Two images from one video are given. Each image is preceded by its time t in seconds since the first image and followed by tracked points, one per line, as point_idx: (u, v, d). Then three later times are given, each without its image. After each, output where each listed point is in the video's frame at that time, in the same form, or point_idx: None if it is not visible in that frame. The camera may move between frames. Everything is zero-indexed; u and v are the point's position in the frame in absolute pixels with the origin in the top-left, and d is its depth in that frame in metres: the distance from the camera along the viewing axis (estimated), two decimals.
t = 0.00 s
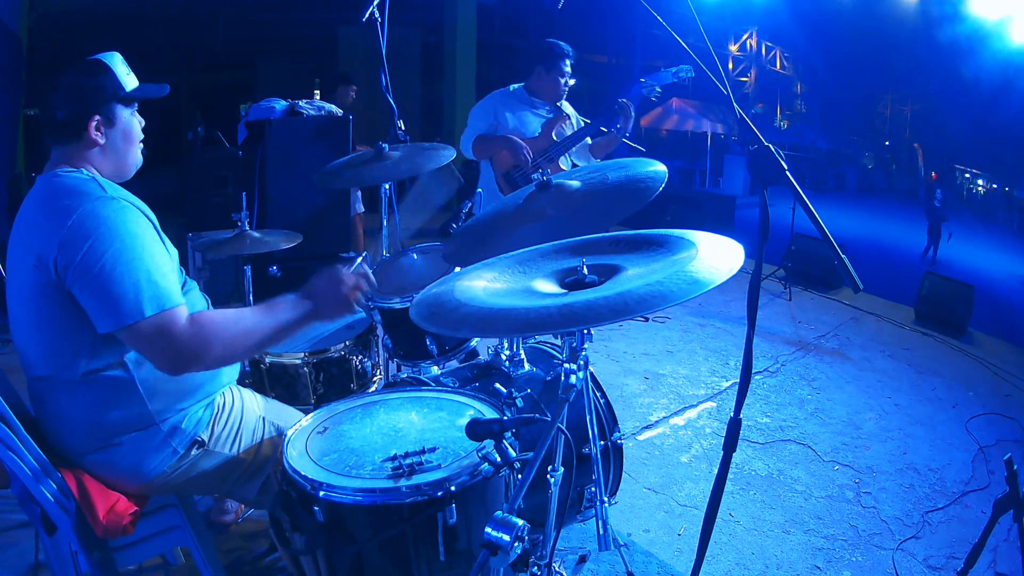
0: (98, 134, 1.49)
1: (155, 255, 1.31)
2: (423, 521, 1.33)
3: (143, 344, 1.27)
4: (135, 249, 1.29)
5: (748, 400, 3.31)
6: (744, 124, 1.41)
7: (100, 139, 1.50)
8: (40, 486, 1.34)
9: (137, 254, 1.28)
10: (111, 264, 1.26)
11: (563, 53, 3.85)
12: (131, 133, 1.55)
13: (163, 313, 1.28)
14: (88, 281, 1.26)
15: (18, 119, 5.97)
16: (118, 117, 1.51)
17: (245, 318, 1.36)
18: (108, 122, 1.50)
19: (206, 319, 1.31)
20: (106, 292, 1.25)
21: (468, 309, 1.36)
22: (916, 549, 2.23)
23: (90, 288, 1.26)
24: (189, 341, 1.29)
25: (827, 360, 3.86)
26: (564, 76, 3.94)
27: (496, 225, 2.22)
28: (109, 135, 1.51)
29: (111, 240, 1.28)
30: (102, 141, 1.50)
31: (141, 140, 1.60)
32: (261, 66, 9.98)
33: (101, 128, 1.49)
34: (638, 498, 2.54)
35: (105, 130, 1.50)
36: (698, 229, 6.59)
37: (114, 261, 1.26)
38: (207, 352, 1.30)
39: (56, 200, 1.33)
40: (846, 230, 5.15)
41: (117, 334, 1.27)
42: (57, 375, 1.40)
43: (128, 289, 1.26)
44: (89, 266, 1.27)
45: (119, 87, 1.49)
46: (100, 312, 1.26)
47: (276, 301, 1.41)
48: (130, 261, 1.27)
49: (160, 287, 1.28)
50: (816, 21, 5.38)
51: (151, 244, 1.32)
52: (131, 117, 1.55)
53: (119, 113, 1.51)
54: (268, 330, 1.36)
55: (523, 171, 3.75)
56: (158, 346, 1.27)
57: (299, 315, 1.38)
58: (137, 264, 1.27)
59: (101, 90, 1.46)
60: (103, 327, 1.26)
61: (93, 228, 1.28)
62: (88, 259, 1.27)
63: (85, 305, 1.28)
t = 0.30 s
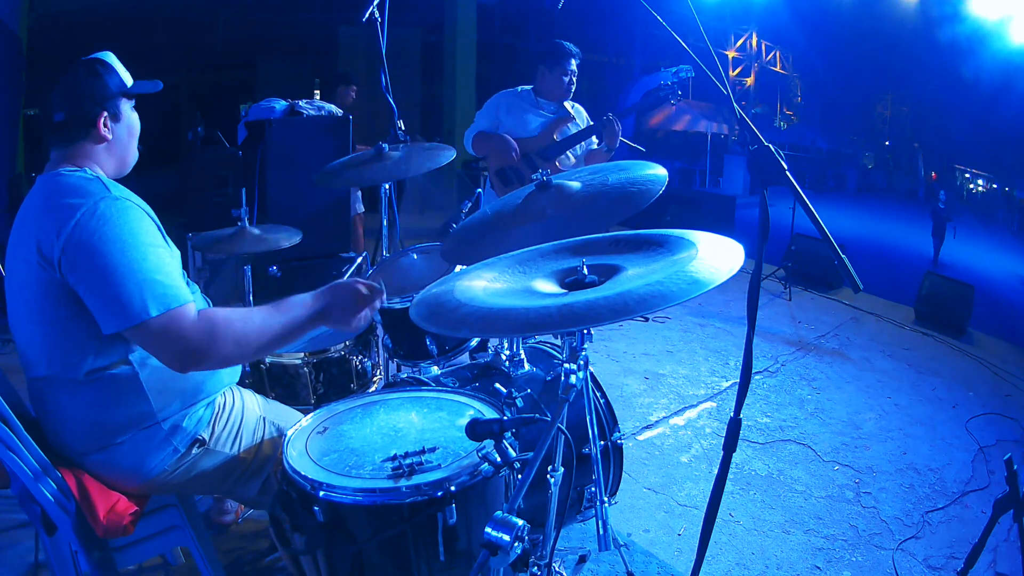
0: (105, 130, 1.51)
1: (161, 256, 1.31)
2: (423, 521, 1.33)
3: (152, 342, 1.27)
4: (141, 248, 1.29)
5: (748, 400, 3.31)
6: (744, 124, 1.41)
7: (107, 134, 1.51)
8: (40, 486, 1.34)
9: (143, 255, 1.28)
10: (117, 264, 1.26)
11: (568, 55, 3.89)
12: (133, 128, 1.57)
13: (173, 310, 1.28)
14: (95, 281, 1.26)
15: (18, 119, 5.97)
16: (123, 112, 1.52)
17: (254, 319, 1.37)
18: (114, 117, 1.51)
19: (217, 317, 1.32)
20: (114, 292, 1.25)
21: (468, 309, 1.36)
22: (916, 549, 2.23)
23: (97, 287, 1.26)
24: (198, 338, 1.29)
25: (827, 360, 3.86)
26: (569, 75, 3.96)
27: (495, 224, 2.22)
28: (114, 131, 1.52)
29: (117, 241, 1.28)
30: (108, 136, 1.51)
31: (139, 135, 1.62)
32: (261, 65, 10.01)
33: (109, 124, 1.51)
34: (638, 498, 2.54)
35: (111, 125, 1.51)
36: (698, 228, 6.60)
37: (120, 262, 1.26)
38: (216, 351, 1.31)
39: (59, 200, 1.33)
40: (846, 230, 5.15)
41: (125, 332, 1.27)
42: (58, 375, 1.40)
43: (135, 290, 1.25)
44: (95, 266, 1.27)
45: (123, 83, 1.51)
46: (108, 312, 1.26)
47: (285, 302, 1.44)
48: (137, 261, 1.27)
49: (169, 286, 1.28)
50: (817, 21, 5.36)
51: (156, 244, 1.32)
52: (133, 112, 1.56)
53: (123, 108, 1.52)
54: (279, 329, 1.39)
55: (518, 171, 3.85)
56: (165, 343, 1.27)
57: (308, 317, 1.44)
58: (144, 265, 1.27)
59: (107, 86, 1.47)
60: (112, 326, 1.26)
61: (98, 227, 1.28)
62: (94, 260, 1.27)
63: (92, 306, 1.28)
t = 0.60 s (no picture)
0: (92, 137, 1.49)
1: (155, 254, 1.31)
2: (423, 521, 1.33)
3: (143, 340, 1.28)
4: (134, 246, 1.29)
5: (748, 400, 3.31)
6: (745, 124, 1.41)
7: (94, 141, 1.49)
8: (40, 485, 1.34)
9: (137, 253, 1.28)
10: (111, 261, 1.26)
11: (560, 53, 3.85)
12: (129, 136, 1.54)
13: (163, 308, 1.28)
14: (88, 280, 1.27)
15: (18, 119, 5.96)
16: (113, 119, 1.49)
17: (242, 309, 1.36)
18: (103, 124, 1.49)
19: (205, 314, 1.31)
20: (106, 291, 1.25)
21: (468, 309, 1.36)
22: (915, 549, 2.23)
23: (90, 286, 1.26)
24: (187, 337, 1.29)
25: (827, 360, 3.86)
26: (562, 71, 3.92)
27: (495, 225, 2.22)
28: (104, 138, 1.50)
29: (112, 239, 1.28)
30: (96, 143, 1.49)
31: (142, 142, 1.59)
32: (261, 65, 9.97)
33: (96, 131, 1.49)
34: (638, 498, 2.54)
35: (100, 132, 1.49)
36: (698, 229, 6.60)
37: (114, 260, 1.26)
38: (206, 346, 1.31)
39: (56, 198, 1.33)
40: (846, 230, 5.15)
41: (117, 331, 1.27)
42: (57, 375, 1.40)
43: (128, 287, 1.26)
44: (88, 264, 1.27)
45: (116, 90, 1.47)
46: (100, 311, 1.26)
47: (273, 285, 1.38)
48: (130, 260, 1.27)
49: (160, 285, 1.28)
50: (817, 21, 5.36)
51: (151, 242, 1.32)
52: (131, 120, 1.54)
53: (113, 115, 1.49)
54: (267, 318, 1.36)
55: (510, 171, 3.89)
56: (156, 342, 1.28)
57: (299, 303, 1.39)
58: (137, 263, 1.27)
59: (97, 92, 1.45)
60: (103, 325, 1.26)
61: (93, 227, 1.28)
62: (88, 258, 1.27)
63: (84, 304, 1.28)
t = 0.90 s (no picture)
0: (83, 138, 1.49)
1: (143, 254, 1.30)
2: (423, 521, 1.33)
3: (131, 344, 1.27)
4: (123, 247, 1.29)
5: (748, 400, 3.32)
6: (744, 124, 1.41)
7: (85, 142, 1.49)
8: (40, 486, 1.34)
9: (125, 254, 1.28)
10: (100, 261, 1.26)
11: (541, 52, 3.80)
12: (123, 136, 1.53)
13: (150, 311, 1.27)
14: (78, 280, 1.27)
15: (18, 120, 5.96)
16: (107, 121, 1.49)
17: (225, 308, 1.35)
18: (95, 126, 1.49)
19: (189, 315, 1.31)
20: (95, 291, 1.25)
21: (468, 309, 1.36)
22: (916, 549, 2.23)
23: (80, 287, 1.26)
24: (175, 339, 1.28)
25: (827, 360, 3.86)
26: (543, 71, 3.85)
27: (494, 225, 2.23)
28: (95, 139, 1.50)
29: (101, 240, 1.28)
30: (88, 145, 1.49)
31: (138, 143, 1.59)
32: (261, 65, 10.02)
33: (87, 132, 1.49)
34: (638, 498, 2.54)
35: (91, 134, 1.49)
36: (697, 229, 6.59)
37: (102, 260, 1.26)
38: (193, 349, 1.31)
39: (48, 200, 1.33)
40: (846, 230, 5.15)
41: (106, 333, 1.27)
42: (56, 375, 1.40)
43: (115, 287, 1.25)
44: (78, 265, 1.27)
45: (108, 90, 1.46)
46: (90, 313, 1.26)
47: (252, 280, 1.39)
48: (119, 260, 1.27)
49: (147, 285, 1.28)
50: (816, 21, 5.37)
51: (141, 242, 1.32)
52: (124, 120, 1.53)
53: (106, 117, 1.49)
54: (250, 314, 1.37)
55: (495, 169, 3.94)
56: (144, 345, 1.27)
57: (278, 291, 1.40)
58: (124, 263, 1.27)
59: (87, 94, 1.45)
60: (94, 326, 1.26)
61: (82, 227, 1.28)
62: (77, 259, 1.27)
63: (75, 305, 1.28)
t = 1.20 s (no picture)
0: (95, 134, 1.49)
1: (152, 257, 1.30)
2: (424, 521, 1.33)
3: (137, 348, 1.27)
4: (132, 249, 1.29)
5: (748, 400, 3.32)
6: (744, 124, 1.41)
7: (96, 138, 1.49)
8: (40, 486, 1.34)
9: (134, 257, 1.28)
10: (109, 263, 1.26)
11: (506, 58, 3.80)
12: (131, 131, 1.55)
13: (158, 316, 1.27)
14: (86, 281, 1.26)
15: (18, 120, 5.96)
16: (117, 116, 1.50)
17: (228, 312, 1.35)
18: (105, 121, 1.49)
19: (194, 319, 1.30)
20: (102, 294, 1.25)
21: (468, 309, 1.36)
22: (915, 549, 2.23)
23: (88, 288, 1.26)
24: (181, 344, 1.28)
25: (827, 360, 3.86)
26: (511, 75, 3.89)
27: (494, 226, 2.23)
28: (106, 135, 1.50)
29: (109, 242, 1.28)
30: (98, 141, 1.50)
31: (144, 137, 1.60)
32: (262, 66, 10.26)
33: (98, 128, 1.49)
34: (638, 498, 2.54)
35: (102, 130, 1.50)
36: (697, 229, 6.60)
37: (111, 263, 1.26)
38: (199, 354, 1.30)
39: (56, 200, 1.33)
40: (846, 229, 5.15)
41: (112, 336, 1.27)
42: (58, 376, 1.40)
43: (123, 291, 1.25)
44: (86, 266, 1.27)
45: (116, 86, 1.48)
46: (96, 315, 1.26)
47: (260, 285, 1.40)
48: (128, 260, 1.27)
49: (156, 289, 1.28)
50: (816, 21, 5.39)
51: (150, 245, 1.32)
52: (131, 116, 1.54)
53: (116, 111, 1.50)
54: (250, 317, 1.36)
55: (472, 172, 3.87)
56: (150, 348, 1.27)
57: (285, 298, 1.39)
58: (133, 266, 1.27)
59: (98, 90, 1.45)
60: (99, 329, 1.26)
61: (92, 228, 1.29)
62: (85, 262, 1.27)
63: (82, 307, 1.28)
